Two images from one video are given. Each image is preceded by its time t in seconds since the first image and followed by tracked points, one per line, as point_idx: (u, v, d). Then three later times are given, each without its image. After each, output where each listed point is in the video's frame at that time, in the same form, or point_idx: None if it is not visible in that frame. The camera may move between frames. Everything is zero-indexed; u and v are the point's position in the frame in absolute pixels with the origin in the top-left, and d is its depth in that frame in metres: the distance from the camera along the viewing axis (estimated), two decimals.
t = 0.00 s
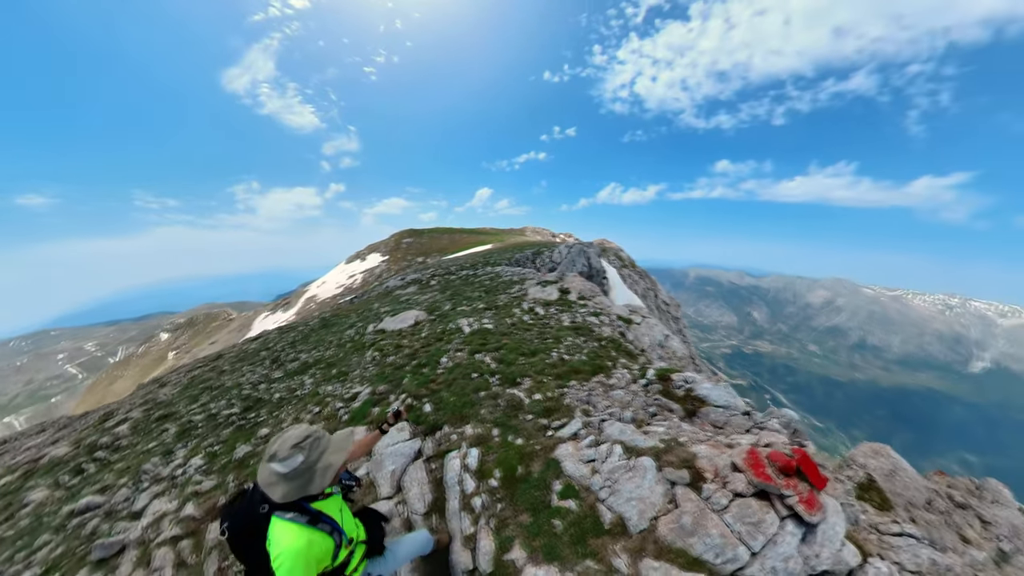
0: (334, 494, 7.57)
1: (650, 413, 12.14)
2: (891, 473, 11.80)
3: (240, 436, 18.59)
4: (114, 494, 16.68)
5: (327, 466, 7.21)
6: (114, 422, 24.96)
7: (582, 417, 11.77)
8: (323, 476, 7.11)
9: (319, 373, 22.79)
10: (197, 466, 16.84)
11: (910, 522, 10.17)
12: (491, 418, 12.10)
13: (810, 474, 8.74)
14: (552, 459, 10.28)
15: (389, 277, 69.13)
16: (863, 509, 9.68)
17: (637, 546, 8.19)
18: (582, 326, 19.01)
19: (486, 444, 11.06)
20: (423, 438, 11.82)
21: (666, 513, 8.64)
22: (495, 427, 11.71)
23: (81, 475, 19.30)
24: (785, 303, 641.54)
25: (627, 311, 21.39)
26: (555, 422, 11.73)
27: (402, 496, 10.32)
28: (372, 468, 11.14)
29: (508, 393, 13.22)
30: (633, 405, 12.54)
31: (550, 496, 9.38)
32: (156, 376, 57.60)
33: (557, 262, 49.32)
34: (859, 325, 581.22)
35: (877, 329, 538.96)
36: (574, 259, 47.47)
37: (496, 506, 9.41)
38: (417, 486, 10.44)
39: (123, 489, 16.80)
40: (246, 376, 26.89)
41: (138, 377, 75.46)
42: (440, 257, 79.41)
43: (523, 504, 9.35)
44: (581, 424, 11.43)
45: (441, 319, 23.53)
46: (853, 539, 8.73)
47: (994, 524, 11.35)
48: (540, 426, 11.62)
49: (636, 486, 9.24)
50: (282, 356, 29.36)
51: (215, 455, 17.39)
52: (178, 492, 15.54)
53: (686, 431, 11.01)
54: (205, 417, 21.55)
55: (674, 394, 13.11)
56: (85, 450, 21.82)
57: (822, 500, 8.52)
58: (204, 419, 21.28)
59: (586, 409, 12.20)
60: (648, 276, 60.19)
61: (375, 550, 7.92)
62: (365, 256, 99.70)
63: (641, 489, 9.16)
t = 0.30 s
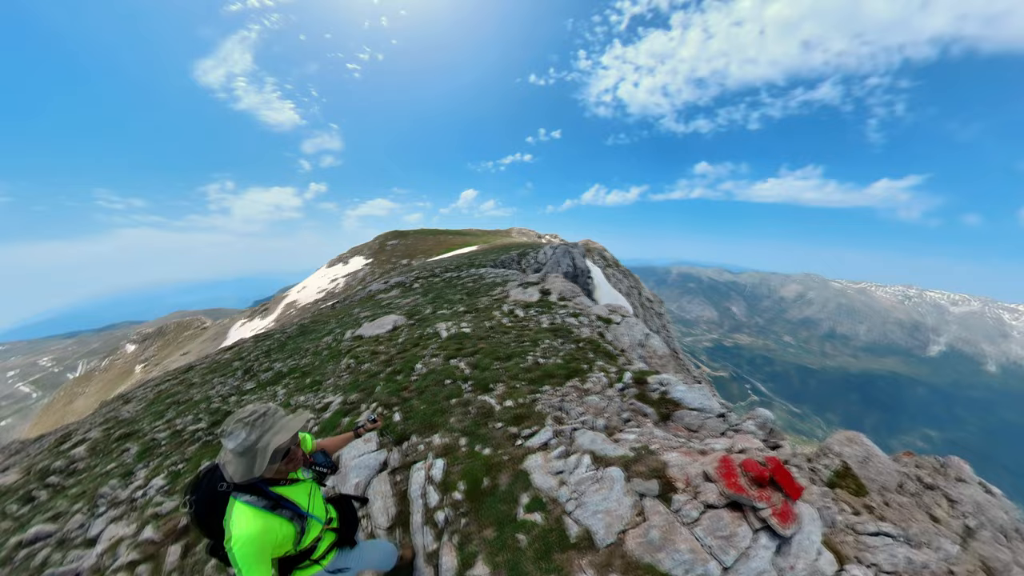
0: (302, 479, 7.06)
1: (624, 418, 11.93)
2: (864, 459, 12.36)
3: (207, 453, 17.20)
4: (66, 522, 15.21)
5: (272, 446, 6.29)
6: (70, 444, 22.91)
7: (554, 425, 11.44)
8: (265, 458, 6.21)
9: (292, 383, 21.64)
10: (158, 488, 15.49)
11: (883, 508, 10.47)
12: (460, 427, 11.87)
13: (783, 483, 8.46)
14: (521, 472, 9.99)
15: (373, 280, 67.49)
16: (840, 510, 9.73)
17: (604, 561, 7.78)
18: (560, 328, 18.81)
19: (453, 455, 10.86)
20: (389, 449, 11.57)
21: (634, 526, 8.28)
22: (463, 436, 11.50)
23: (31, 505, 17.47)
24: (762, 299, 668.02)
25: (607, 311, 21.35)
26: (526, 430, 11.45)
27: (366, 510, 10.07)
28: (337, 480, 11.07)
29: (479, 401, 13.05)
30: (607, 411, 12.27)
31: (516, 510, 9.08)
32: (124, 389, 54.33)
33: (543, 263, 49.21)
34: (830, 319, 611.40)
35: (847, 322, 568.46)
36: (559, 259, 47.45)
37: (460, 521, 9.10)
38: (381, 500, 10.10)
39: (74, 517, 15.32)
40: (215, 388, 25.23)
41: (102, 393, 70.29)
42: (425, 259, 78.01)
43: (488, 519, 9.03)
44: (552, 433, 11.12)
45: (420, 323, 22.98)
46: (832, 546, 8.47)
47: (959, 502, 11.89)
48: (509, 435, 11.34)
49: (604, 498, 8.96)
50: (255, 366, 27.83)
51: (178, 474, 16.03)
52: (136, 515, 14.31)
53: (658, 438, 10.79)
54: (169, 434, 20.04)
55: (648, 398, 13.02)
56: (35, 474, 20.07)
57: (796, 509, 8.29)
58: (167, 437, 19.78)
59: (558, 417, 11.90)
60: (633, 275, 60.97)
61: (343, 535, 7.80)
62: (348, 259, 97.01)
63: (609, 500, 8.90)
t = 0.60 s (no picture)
0: (280, 492, 6.45)
1: (610, 421, 11.90)
2: (840, 445, 13.13)
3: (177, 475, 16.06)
4: (17, 561, 13.99)
5: (224, 467, 5.55)
6: (20, 473, 21.03)
7: (539, 432, 11.28)
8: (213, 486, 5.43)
9: (269, 396, 20.60)
10: (122, 517, 14.32)
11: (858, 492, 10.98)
12: (444, 437, 11.58)
13: (766, 482, 8.53)
14: (506, 482, 9.83)
15: (355, 284, 65.76)
16: (822, 500, 10.02)
17: (593, 570, 7.75)
18: (545, 330, 18.76)
19: (436, 467, 10.59)
20: (370, 463, 11.25)
21: (622, 533, 8.26)
22: (446, 446, 11.24)
23: None
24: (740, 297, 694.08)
25: (592, 312, 21.49)
26: (511, 437, 11.28)
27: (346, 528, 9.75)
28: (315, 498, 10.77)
29: (463, 408, 12.80)
30: (592, 415, 12.22)
31: (502, 522, 8.91)
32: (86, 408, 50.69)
33: (528, 264, 49.30)
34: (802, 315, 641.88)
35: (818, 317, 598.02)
36: (545, 260, 47.57)
37: (445, 536, 8.87)
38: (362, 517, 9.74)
39: (27, 555, 14.02)
40: (186, 404, 23.69)
41: (59, 414, 64.89)
42: (409, 262, 76.60)
43: (475, 532, 8.83)
44: (537, 440, 10.97)
45: (404, 328, 22.50)
46: (816, 539, 8.73)
47: (926, 478, 12.65)
48: (493, 443, 11.17)
49: (590, 507, 8.88)
50: (229, 379, 26.34)
51: (144, 501, 14.82)
52: (98, 549, 13.21)
53: (644, 440, 10.76)
54: (134, 456, 18.65)
55: (633, 400, 13.10)
56: None
57: (780, 508, 8.35)
58: (132, 460, 18.39)
59: (543, 422, 11.77)
60: (617, 274, 61.88)
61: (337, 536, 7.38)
62: (329, 263, 93.96)
63: (595, 509, 8.81)
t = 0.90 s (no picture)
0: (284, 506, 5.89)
1: (596, 426, 11.81)
2: (820, 434, 13.34)
3: (143, 499, 15.09)
4: None
5: (261, 479, 5.54)
6: None
7: (525, 440, 11.05)
8: (250, 494, 5.39)
9: (245, 410, 19.61)
10: (82, 550, 13.31)
11: (840, 481, 11.28)
12: (427, 448, 11.26)
13: (754, 484, 8.58)
14: (492, 493, 9.60)
15: (338, 287, 64.05)
16: (808, 494, 10.22)
17: None
18: (532, 333, 18.59)
19: (418, 480, 10.28)
20: (350, 478, 10.81)
21: (612, 542, 8.20)
22: (429, 458, 10.92)
23: None
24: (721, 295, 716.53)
25: (578, 313, 21.48)
26: (496, 446, 11.04)
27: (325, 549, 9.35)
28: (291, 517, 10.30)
29: (447, 417, 12.50)
30: (579, 420, 12.10)
31: (488, 535, 8.74)
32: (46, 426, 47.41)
33: (515, 265, 49.14)
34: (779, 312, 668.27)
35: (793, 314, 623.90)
36: (532, 261, 47.48)
37: (429, 554, 8.64)
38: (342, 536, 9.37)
39: None
40: (154, 421, 22.22)
41: (14, 435, 60.04)
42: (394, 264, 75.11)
43: (461, 548, 8.63)
44: (523, 448, 10.70)
45: (387, 333, 22.01)
46: (804, 535, 8.90)
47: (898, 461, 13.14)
48: (478, 453, 10.90)
49: (578, 517, 8.71)
50: (202, 392, 24.91)
51: (107, 530, 13.88)
52: None
53: (631, 445, 10.70)
54: (95, 481, 17.31)
55: (620, 403, 13.09)
56: None
57: (769, 509, 8.39)
58: (93, 485, 17.08)
59: (530, 429, 11.57)
60: (603, 273, 62.58)
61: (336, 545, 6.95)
62: (310, 266, 90.99)
63: (584, 518, 8.67)
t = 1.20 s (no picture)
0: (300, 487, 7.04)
1: (572, 438, 11.86)
2: (796, 428, 14.58)
3: (105, 532, 14.29)
4: None
5: (299, 441, 6.66)
6: None
7: (501, 455, 11.00)
8: (293, 450, 6.53)
9: (218, 428, 18.85)
10: None
11: (814, 472, 12.81)
12: (403, 466, 11.19)
13: (725, 501, 8.81)
14: (466, 510, 9.58)
15: (319, 292, 62.24)
16: (783, 501, 10.92)
17: None
18: (513, 340, 18.61)
19: (394, 500, 10.24)
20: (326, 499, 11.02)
21: (585, 560, 8.20)
22: (405, 476, 10.87)
23: None
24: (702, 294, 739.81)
25: (560, 318, 21.60)
26: (472, 462, 10.99)
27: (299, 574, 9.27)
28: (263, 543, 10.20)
29: (424, 432, 12.43)
30: (556, 433, 12.12)
31: (462, 554, 8.70)
32: None
33: (501, 267, 48.97)
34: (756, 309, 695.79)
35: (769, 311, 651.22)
36: (517, 263, 47.47)
37: None
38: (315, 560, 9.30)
39: None
40: (117, 445, 20.51)
41: None
42: (378, 267, 73.57)
43: (434, 569, 8.60)
44: (498, 464, 10.66)
45: (367, 341, 21.84)
46: (778, 543, 9.14)
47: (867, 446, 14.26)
48: (454, 469, 10.85)
49: (551, 535, 8.72)
50: (170, 410, 23.34)
51: (67, 570, 13.03)
52: None
53: (605, 459, 10.82)
54: (50, 516, 15.93)
55: (597, 414, 13.23)
56: None
57: (739, 526, 8.63)
58: (48, 520, 15.72)
59: (505, 443, 11.52)
60: (589, 273, 63.30)
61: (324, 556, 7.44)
62: (289, 270, 87.94)
63: (556, 536, 8.68)
